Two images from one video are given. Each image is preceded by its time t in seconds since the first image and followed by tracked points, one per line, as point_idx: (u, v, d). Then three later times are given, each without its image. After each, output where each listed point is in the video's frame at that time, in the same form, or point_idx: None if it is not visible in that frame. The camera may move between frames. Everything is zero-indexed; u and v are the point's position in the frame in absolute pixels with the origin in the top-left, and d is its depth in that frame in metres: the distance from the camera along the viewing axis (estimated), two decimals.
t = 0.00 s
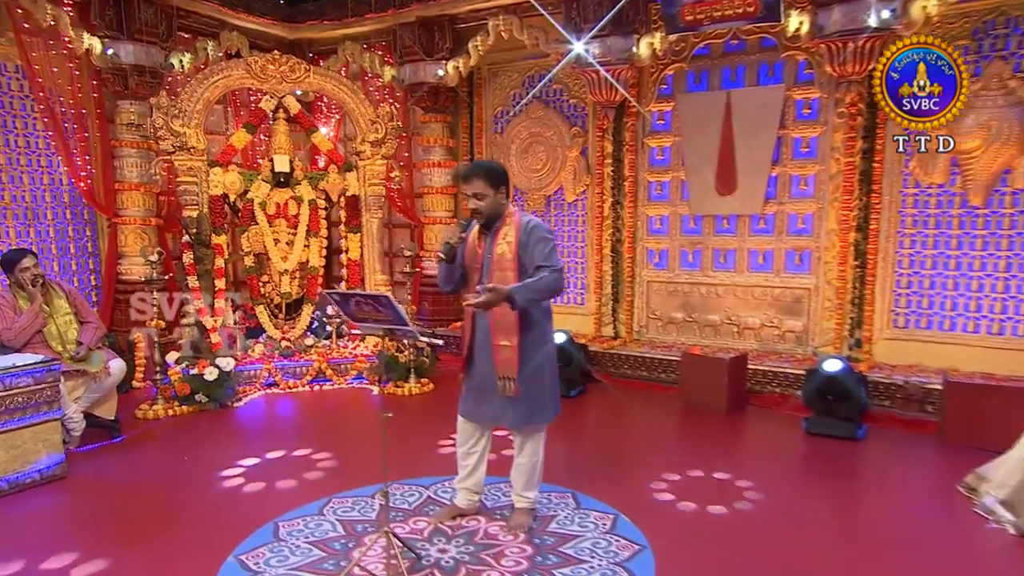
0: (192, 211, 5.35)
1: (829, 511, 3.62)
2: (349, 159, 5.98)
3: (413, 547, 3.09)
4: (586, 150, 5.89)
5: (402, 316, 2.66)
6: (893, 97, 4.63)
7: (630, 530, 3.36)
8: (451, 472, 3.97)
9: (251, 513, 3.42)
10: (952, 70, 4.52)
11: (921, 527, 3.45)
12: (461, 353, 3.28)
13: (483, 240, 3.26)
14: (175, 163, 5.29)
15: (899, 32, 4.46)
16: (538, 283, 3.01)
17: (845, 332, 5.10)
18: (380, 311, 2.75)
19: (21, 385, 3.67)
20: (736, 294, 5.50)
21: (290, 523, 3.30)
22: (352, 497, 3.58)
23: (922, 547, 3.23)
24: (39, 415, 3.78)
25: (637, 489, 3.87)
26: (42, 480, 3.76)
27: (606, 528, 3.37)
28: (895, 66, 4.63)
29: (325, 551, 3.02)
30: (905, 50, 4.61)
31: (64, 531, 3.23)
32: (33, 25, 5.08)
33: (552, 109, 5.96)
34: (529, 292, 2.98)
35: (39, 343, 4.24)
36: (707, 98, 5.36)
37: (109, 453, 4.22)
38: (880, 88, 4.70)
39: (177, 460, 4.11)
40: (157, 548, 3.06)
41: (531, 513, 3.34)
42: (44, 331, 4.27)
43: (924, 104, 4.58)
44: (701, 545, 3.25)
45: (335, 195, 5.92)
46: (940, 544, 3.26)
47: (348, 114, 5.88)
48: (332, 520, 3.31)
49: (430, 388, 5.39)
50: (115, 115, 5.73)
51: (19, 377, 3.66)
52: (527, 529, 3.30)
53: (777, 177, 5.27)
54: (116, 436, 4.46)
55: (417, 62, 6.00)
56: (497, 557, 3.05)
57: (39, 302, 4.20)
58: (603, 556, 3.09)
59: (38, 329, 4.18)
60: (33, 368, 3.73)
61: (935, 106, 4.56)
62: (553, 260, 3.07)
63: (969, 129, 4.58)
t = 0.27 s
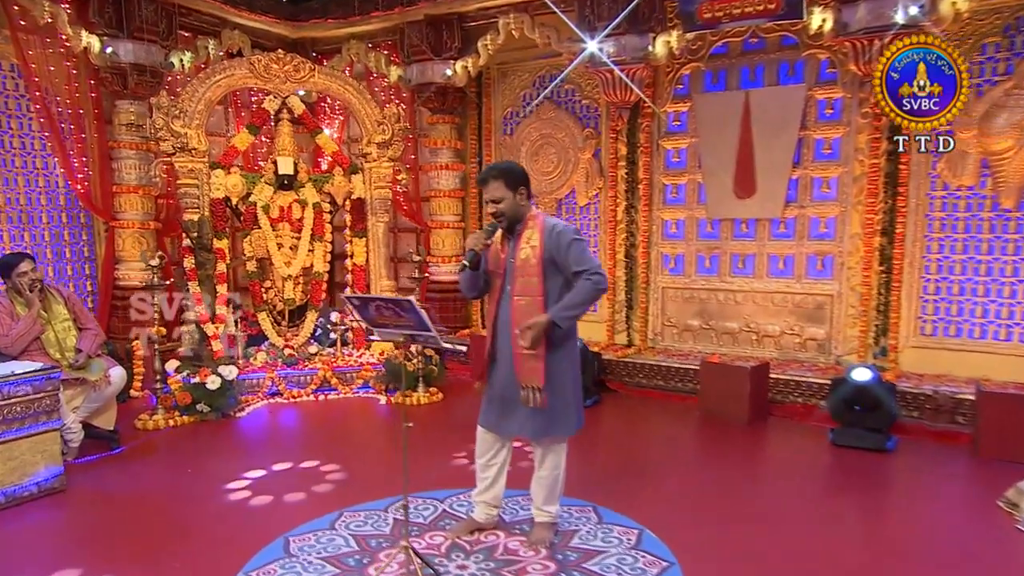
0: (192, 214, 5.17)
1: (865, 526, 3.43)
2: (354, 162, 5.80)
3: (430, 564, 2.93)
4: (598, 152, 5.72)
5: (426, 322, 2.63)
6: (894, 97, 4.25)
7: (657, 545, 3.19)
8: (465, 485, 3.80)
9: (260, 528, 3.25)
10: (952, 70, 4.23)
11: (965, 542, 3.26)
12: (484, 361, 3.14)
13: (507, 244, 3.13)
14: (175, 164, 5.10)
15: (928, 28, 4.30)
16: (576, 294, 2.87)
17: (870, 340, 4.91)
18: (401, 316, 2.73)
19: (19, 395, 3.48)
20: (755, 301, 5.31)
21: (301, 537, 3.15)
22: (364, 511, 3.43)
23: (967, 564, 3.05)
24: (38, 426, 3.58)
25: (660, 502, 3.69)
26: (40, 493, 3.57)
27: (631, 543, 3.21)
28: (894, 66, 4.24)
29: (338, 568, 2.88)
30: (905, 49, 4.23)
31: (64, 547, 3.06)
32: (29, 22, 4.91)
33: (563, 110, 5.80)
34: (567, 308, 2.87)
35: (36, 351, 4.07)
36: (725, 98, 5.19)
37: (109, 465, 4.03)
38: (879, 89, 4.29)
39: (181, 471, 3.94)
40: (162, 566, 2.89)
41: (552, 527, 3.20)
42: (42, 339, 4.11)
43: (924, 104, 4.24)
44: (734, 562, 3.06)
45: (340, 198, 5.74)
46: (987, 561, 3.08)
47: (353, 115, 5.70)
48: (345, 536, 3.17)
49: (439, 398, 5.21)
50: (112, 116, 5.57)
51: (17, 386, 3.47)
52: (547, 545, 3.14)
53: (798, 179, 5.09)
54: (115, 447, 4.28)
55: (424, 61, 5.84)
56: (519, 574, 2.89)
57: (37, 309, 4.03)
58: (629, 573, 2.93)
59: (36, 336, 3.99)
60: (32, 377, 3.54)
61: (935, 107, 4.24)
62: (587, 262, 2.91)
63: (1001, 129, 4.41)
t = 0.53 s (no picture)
0: (191, 217, 5.01)
1: (896, 537, 3.29)
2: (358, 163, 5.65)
3: None
4: (608, 153, 5.59)
5: (444, 326, 2.47)
6: (893, 97, 4.35)
7: (680, 560, 3.03)
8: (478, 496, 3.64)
9: (265, 542, 3.10)
10: (952, 70, 4.32)
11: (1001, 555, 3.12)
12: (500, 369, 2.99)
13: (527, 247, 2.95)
14: (174, 166, 4.94)
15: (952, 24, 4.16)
16: (591, 302, 2.70)
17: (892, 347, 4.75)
18: (418, 321, 2.58)
19: (15, 403, 3.35)
20: (771, 306, 5.16)
21: (309, 551, 3.01)
22: (374, 524, 3.28)
23: None
24: (36, 434, 3.45)
25: (681, 515, 3.53)
26: (36, 505, 3.42)
27: (653, 557, 3.06)
28: (894, 66, 4.32)
29: None
30: (905, 49, 4.32)
31: (61, 562, 2.92)
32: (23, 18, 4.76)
33: (572, 111, 5.67)
34: (578, 315, 2.69)
35: (32, 358, 3.88)
36: (740, 98, 5.05)
37: (107, 475, 3.88)
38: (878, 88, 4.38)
39: (182, 482, 3.79)
40: None
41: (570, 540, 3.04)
42: (38, 345, 3.92)
43: (924, 104, 4.34)
44: None
45: (343, 201, 5.58)
46: None
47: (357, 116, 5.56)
48: (355, 549, 3.02)
49: (446, 406, 5.06)
50: (108, 116, 5.41)
51: (14, 394, 3.35)
52: (566, 559, 2.98)
53: (815, 181, 4.95)
54: (112, 458, 4.11)
55: (430, 61, 5.71)
56: None
57: (33, 314, 3.84)
58: None
59: (32, 342, 3.79)
60: (29, 384, 3.42)
61: (935, 106, 4.33)
62: (606, 272, 2.75)
63: None
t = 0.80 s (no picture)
0: (189, 221, 4.83)
1: (934, 554, 3.11)
2: (361, 165, 5.46)
3: None
4: (620, 154, 5.42)
5: (468, 331, 2.43)
6: (892, 97, 4.27)
7: None
8: (492, 509, 3.48)
9: (271, 560, 2.94)
10: (952, 70, 4.21)
11: None
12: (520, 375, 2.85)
13: (548, 247, 2.80)
14: (171, 167, 4.77)
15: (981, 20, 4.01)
16: (596, 301, 2.55)
17: (917, 356, 4.57)
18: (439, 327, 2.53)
19: (10, 413, 3.19)
20: (790, 313, 4.98)
21: (319, 568, 2.86)
22: (386, 539, 3.13)
23: None
24: (32, 446, 3.29)
25: (705, 530, 3.35)
26: (29, 521, 3.25)
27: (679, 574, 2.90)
28: (893, 66, 4.27)
29: None
30: (904, 49, 4.26)
31: None
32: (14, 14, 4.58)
33: (582, 111, 5.51)
34: (583, 308, 2.52)
35: (26, 367, 3.70)
36: (758, 98, 4.89)
37: (104, 488, 3.71)
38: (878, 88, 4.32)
39: (182, 496, 3.62)
40: None
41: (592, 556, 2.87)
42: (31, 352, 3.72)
43: (924, 104, 4.25)
44: None
45: (345, 204, 5.40)
46: None
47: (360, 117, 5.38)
48: (368, 566, 2.87)
49: (453, 416, 4.88)
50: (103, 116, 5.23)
51: (8, 404, 3.19)
52: None
53: (836, 184, 4.78)
54: (109, 470, 3.93)
55: (435, 59, 5.53)
56: None
57: (26, 320, 3.67)
58: None
59: (25, 349, 3.65)
60: (23, 394, 3.25)
61: (935, 106, 4.24)
62: (614, 277, 2.61)
63: None
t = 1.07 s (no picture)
0: (184, 224, 4.65)
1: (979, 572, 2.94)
2: (363, 167, 5.28)
3: None
4: (631, 156, 5.27)
5: (491, 338, 2.31)
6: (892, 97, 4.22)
7: None
8: (506, 523, 3.29)
9: None
10: (953, 70, 4.13)
11: None
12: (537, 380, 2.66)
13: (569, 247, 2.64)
14: (167, 169, 4.60)
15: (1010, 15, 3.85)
16: (617, 287, 2.42)
17: (942, 364, 4.40)
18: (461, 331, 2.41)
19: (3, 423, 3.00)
20: (808, 320, 4.81)
21: None
22: (396, 555, 2.94)
23: None
24: (27, 458, 3.10)
25: (731, 546, 3.17)
26: (23, 536, 3.06)
27: None
28: (894, 66, 4.20)
29: None
30: (905, 49, 4.18)
31: None
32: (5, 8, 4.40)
33: (592, 112, 5.36)
34: (605, 292, 2.39)
35: (19, 376, 3.50)
36: (775, 98, 4.74)
37: (100, 502, 3.51)
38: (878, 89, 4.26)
39: (182, 510, 3.43)
40: None
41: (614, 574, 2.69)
42: (24, 360, 3.52)
43: (924, 104, 4.19)
44: None
45: (347, 207, 5.22)
46: None
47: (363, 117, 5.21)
48: None
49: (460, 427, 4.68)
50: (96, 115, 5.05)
51: (3, 414, 3.00)
52: None
53: (856, 186, 4.62)
54: (104, 483, 3.72)
55: (439, 58, 5.34)
56: None
57: (19, 327, 3.49)
58: None
59: (19, 357, 3.46)
60: (18, 403, 3.07)
61: (935, 107, 4.18)
62: (637, 274, 2.49)
63: None
